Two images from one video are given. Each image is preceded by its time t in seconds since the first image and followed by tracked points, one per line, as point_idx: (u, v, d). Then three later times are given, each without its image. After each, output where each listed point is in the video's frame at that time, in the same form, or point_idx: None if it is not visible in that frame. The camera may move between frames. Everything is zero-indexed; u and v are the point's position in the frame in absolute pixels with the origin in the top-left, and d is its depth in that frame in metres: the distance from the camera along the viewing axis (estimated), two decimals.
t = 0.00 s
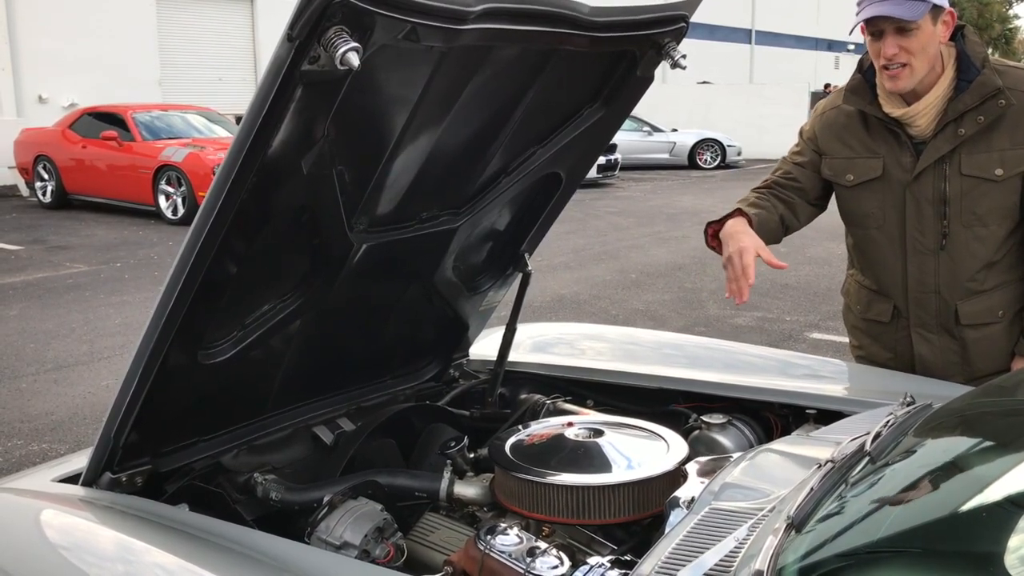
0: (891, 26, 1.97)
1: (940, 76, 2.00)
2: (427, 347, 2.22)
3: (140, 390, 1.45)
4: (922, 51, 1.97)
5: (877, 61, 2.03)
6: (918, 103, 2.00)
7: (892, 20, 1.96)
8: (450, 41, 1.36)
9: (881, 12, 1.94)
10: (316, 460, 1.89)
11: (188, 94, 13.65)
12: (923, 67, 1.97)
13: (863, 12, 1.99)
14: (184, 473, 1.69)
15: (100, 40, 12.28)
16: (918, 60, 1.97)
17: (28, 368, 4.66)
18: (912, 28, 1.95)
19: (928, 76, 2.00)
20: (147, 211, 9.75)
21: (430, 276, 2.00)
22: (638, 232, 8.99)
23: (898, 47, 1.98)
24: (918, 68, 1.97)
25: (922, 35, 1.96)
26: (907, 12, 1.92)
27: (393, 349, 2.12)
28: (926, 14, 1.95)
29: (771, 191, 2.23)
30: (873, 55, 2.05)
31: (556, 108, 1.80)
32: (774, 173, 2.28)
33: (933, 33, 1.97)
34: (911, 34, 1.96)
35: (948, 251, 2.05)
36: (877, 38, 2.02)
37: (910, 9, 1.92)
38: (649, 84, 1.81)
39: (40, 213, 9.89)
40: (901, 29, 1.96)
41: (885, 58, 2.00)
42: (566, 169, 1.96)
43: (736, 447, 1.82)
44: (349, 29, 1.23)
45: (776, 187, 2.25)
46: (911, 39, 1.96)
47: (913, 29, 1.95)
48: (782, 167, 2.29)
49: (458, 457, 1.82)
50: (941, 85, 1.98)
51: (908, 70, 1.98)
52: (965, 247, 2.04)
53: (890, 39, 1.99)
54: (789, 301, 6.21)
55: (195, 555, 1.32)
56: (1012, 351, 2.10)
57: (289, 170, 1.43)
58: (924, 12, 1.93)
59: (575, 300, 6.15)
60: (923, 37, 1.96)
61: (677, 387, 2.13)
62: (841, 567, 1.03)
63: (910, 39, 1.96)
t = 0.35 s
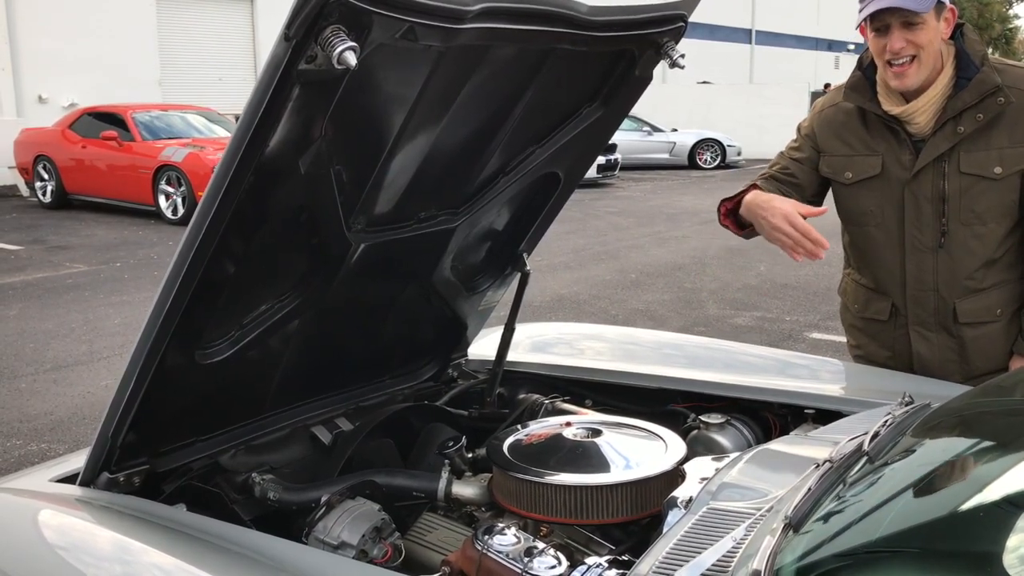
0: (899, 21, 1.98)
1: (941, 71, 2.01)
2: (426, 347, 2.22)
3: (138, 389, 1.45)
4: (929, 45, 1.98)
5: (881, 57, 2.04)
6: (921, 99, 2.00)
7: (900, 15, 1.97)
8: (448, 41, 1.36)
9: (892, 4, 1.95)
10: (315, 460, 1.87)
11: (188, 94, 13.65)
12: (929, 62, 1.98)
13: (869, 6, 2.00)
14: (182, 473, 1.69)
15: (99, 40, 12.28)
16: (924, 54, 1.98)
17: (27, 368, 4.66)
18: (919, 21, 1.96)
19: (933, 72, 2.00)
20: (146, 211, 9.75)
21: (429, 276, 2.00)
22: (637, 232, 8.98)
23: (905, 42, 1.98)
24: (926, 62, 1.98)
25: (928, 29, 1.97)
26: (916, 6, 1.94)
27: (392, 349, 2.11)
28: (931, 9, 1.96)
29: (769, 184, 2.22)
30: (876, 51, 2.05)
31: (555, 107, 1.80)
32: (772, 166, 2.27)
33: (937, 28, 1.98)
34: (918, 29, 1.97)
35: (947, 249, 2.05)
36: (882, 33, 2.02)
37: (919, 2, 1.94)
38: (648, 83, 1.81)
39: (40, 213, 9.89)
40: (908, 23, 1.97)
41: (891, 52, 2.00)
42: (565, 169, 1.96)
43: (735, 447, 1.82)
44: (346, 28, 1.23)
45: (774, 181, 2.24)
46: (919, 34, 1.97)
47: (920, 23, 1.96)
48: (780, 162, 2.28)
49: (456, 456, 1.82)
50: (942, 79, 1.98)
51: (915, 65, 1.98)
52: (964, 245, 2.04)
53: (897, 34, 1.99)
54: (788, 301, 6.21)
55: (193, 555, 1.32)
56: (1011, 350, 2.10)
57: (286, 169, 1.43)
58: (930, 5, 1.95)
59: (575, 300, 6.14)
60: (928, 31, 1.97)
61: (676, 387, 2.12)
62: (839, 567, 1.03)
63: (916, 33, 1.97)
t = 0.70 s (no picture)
0: (900, 19, 1.97)
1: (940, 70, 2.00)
2: (423, 346, 2.22)
3: (134, 389, 1.45)
4: (929, 43, 1.96)
5: (882, 55, 2.03)
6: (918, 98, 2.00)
7: (901, 12, 1.96)
8: (444, 39, 1.36)
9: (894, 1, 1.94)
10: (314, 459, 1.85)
11: (187, 94, 13.65)
12: (929, 61, 1.97)
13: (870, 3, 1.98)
14: (179, 472, 1.69)
15: (99, 39, 12.27)
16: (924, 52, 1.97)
17: (26, 368, 4.65)
18: (920, 20, 1.95)
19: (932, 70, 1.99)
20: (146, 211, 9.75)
21: (425, 275, 2.00)
22: (637, 231, 8.98)
23: (905, 39, 1.97)
24: (926, 61, 1.97)
25: (928, 28, 1.96)
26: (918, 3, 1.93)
27: (390, 349, 2.11)
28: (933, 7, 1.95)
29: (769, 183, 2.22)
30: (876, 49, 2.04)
31: (552, 107, 1.79)
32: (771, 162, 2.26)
33: (937, 27, 1.97)
34: (919, 27, 1.96)
35: (945, 249, 2.05)
36: (882, 31, 2.01)
37: None
38: (646, 82, 1.80)
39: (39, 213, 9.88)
40: (909, 21, 1.96)
41: (891, 49, 1.99)
42: (563, 168, 1.96)
43: (732, 447, 1.82)
44: (342, 26, 1.22)
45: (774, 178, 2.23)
46: (920, 32, 1.96)
47: (921, 22, 1.95)
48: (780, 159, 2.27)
49: (453, 456, 1.82)
50: (939, 79, 1.98)
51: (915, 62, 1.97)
52: (962, 244, 2.03)
53: (898, 31, 1.97)
54: (788, 301, 6.20)
55: (189, 555, 1.32)
56: (1008, 350, 2.10)
57: (282, 168, 1.43)
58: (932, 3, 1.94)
59: (574, 300, 6.14)
60: (929, 29, 1.96)
61: (674, 386, 2.12)
62: (836, 567, 1.03)
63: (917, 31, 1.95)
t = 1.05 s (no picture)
0: (897, 18, 1.96)
1: (939, 70, 2.01)
2: (421, 346, 2.22)
3: (131, 389, 1.45)
4: (927, 43, 1.96)
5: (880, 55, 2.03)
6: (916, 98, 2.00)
7: (899, 12, 1.96)
8: (441, 39, 1.36)
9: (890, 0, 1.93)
10: (310, 459, 1.86)
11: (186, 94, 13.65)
12: (926, 60, 1.97)
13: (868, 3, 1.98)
14: (176, 472, 1.68)
15: (99, 39, 12.27)
16: (921, 53, 1.97)
17: (25, 368, 4.65)
18: (917, 19, 1.95)
19: (930, 70, 1.99)
20: (145, 211, 9.74)
21: (423, 275, 2.00)
22: (636, 231, 8.98)
23: (903, 39, 1.97)
24: (923, 60, 1.97)
25: (926, 27, 1.96)
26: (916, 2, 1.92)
27: (387, 349, 2.11)
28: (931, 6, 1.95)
29: (771, 188, 2.21)
30: (874, 49, 2.04)
31: (550, 107, 1.79)
32: (773, 167, 2.25)
33: (935, 26, 1.97)
34: (917, 26, 1.96)
35: (944, 249, 2.05)
36: (880, 31, 2.01)
37: None
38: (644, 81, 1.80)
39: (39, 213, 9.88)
40: (907, 21, 1.96)
41: (890, 49, 1.99)
42: (560, 168, 1.96)
43: (730, 447, 1.82)
44: (339, 26, 1.22)
45: (776, 183, 2.22)
46: (918, 31, 1.96)
47: (919, 21, 1.95)
48: (781, 163, 2.26)
49: (451, 456, 1.81)
50: (939, 78, 1.99)
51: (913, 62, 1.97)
52: (961, 244, 2.03)
53: (896, 31, 1.97)
54: (787, 301, 6.20)
55: (186, 555, 1.32)
56: (1007, 350, 2.09)
57: (279, 168, 1.42)
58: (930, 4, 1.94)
59: (573, 300, 6.14)
60: (927, 30, 1.96)
61: (672, 387, 2.12)
62: (833, 567, 1.02)
63: (914, 32, 1.96)
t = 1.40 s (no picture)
0: (886, 31, 1.95)
1: (936, 73, 1.99)
2: (421, 346, 2.22)
3: (129, 389, 1.45)
4: (917, 55, 1.95)
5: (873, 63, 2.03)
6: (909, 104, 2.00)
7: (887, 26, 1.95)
8: (440, 38, 1.36)
9: (872, 20, 1.93)
10: (309, 459, 1.86)
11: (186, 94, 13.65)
12: (917, 72, 1.97)
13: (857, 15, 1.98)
14: (175, 473, 1.68)
15: (99, 39, 12.27)
16: (913, 64, 1.96)
17: (25, 368, 4.65)
18: (906, 33, 1.93)
19: (924, 75, 1.99)
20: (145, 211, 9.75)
21: (423, 274, 2.00)
22: (636, 232, 8.98)
23: (893, 52, 1.96)
24: (913, 73, 1.96)
25: (917, 39, 1.94)
26: (901, 20, 1.91)
27: (387, 348, 2.11)
28: (923, 17, 1.93)
29: (769, 192, 2.22)
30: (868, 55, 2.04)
31: (550, 107, 1.79)
32: (772, 171, 2.26)
33: (929, 34, 1.95)
34: (906, 39, 1.94)
35: (944, 250, 2.04)
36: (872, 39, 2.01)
37: (905, 16, 1.91)
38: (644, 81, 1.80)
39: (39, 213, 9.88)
40: (896, 34, 1.94)
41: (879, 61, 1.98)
42: (560, 168, 1.95)
43: (730, 447, 1.82)
44: (338, 26, 1.22)
45: (774, 187, 2.23)
46: (907, 44, 1.94)
47: (909, 34, 1.93)
48: (779, 165, 2.27)
49: (450, 457, 1.81)
50: (938, 79, 1.98)
51: (902, 75, 1.96)
52: (960, 246, 2.03)
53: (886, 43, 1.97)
54: (787, 301, 6.20)
55: (186, 555, 1.31)
56: (1006, 351, 2.09)
57: (278, 167, 1.42)
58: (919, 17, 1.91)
59: (573, 300, 6.14)
60: (920, 39, 1.94)
61: (671, 387, 2.12)
62: (834, 568, 1.02)
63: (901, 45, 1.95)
